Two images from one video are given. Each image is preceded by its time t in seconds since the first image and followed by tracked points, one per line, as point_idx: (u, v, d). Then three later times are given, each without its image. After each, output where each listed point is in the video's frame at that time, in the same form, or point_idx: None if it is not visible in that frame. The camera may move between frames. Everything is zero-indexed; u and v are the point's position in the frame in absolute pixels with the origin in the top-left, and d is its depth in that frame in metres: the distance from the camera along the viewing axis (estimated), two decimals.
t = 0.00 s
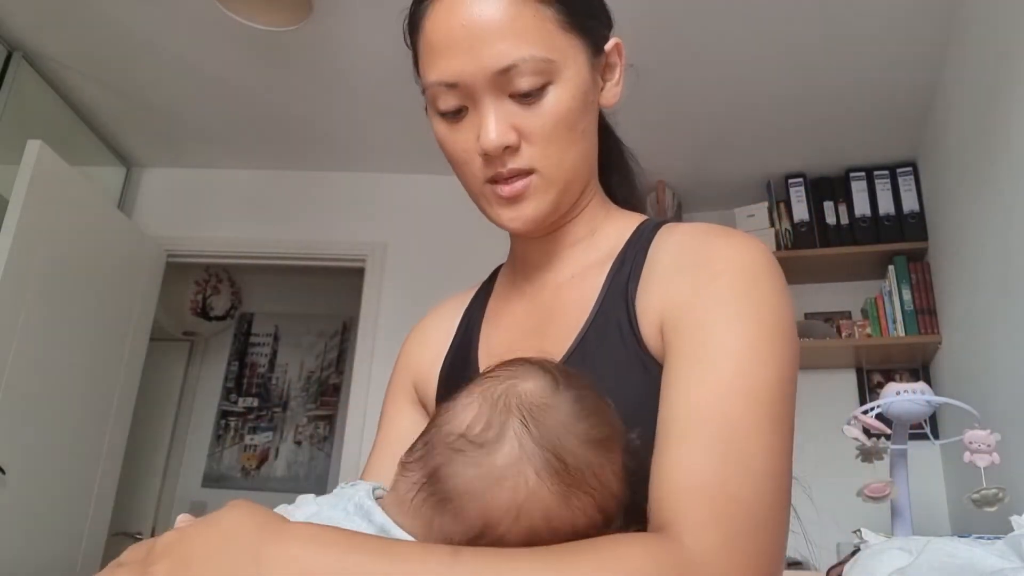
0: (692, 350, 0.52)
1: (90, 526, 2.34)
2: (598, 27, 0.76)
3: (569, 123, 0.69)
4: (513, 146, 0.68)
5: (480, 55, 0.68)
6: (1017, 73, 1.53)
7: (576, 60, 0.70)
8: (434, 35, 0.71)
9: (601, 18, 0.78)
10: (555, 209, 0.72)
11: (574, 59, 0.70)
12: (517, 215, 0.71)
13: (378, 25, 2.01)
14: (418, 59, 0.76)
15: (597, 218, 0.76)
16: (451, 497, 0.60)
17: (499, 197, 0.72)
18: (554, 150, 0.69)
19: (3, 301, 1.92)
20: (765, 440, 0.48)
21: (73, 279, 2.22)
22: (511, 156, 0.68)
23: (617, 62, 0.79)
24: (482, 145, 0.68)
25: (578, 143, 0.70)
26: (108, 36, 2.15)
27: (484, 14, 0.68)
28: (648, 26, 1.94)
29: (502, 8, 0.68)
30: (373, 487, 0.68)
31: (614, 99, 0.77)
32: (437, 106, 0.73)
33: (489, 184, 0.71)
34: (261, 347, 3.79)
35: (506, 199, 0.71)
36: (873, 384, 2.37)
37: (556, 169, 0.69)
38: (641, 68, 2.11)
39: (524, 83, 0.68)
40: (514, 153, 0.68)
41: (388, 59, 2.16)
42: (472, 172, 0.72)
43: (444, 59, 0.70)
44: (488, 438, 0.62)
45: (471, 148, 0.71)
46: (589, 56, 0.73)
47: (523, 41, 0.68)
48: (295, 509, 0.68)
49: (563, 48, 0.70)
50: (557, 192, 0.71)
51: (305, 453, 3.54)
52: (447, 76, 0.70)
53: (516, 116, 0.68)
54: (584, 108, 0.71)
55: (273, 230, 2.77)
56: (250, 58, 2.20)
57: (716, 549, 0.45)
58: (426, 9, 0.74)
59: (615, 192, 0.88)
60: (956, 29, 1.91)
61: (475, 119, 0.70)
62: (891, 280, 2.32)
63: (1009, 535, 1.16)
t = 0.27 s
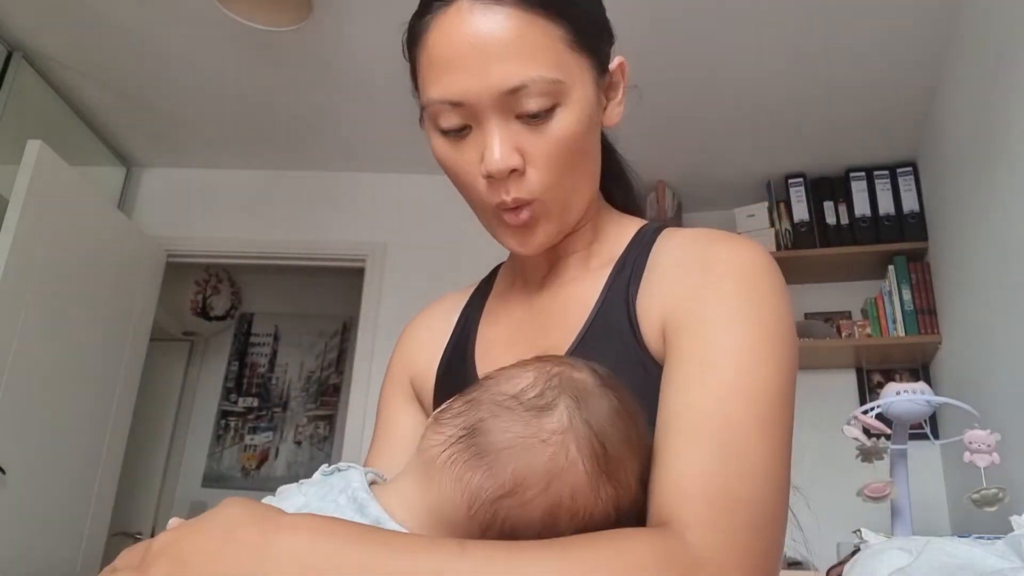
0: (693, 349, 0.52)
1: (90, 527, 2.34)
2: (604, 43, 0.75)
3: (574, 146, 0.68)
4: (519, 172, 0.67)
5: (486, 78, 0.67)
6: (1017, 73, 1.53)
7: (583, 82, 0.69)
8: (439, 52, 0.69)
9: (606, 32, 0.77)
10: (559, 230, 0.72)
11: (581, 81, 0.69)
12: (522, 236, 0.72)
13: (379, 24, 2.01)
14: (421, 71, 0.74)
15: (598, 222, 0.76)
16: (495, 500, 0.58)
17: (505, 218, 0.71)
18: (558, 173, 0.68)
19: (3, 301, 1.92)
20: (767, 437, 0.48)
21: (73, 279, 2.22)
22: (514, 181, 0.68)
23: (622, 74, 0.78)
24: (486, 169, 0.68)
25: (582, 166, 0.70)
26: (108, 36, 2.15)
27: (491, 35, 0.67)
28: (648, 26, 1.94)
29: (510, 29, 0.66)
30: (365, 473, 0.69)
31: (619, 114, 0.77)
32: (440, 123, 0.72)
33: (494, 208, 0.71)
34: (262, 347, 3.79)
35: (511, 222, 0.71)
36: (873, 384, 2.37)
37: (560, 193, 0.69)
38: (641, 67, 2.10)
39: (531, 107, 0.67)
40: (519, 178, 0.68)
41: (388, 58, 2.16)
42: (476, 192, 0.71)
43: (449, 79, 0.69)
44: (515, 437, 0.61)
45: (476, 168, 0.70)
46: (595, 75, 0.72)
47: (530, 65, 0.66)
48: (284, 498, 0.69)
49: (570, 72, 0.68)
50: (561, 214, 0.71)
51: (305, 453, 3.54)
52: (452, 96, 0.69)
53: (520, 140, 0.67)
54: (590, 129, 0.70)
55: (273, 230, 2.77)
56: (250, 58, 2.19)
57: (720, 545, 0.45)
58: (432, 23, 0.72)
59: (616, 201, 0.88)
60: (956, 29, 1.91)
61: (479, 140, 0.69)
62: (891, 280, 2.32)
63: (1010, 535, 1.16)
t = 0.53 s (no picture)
0: (695, 350, 0.53)
1: (89, 527, 2.33)
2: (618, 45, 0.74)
3: (592, 151, 0.68)
4: (538, 177, 0.66)
5: (507, 81, 0.65)
6: (1017, 73, 1.53)
7: (600, 85, 0.69)
8: (457, 52, 0.68)
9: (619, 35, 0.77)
10: (572, 235, 0.72)
11: (599, 84, 0.69)
12: (537, 240, 0.71)
13: (379, 24, 2.01)
14: (435, 73, 0.72)
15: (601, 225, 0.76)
16: (510, 521, 0.58)
17: (521, 224, 0.70)
18: (575, 178, 0.68)
19: (3, 301, 1.92)
20: (766, 438, 0.48)
21: (73, 279, 2.22)
22: (536, 188, 0.67)
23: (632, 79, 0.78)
24: (506, 174, 0.67)
25: (599, 169, 0.70)
26: (107, 36, 2.15)
27: (512, 36, 0.65)
28: (647, 26, 1.94)
29: (532, 30, 0.65)
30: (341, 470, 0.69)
31: (631, 118, 0.77)
32: (458, 125, 0.70)
33: (510, 213, 0.69)
34: (262, 348, 3.78)
35: (526, 227, 0.70)
36: (873, 384, 2.37)
37: (577, 197, 0.69)
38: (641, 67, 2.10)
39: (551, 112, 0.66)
40: (540, 185, 0.67)
41: (388, 58, 2.15)
42: (492, 197, 0.70)
43: (469, 81, 0.67)
44: (522, 455, 0.61)
45: (491, 173, 0.69)
46: (611, 78, 0.71)
47: (552, 67, 0.65)
48: (254, 492, 0.69)
49: (590, 75, 0.67)
50: (575, 219, 0.71)
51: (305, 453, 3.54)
52: (471, 99, 0.67)
53: (540, 144, 0.66)
54: (607, 133, 0.69)
55: (273, 230, 2.77)
56: (250, 58, 2.20)
57: (716, 545, 0.45)
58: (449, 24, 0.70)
59: (619, 202, 0.88)
60: (956, 29, 1.91)
61: (497, 144, 0.68)
62: (891, 280, 2.32)
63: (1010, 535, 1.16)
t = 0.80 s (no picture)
0: (707, 357, 0.53)
1: (89, 527, 2.33)
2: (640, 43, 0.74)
3: (609, 143, 0.68)
4: (554, 164, 0.66)
5: (527, 67, 0.66)
6: (1017, 73, 1.53)
7: (620, 78, 0.69)
8: (479, 40, 0.68)
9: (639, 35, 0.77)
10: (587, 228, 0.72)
11: (620, 76, 0.69)
12: (549, 231, 0.71)
13: (379, 24, 2.01)
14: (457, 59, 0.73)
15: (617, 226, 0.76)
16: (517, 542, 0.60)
17: (533, 213, 0.70)
18: (592, 169, 0.68)
19: (3, 301, 1.92)
20: (775, 448, 0.48)
21: (73, 279, 2.22)
22: (550, 175, 0.67)
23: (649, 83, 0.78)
24: (521, 161, 0.67)
25: (616, 162, 0.70)
26: (107, 36, 2.15)
27: (534, 24, 0.66)
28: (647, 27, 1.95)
29: (554, 19, 0.66)
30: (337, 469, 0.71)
31: (649, 117, 0.76)
32: (476, 112, 0.70)
33: (522, 202, 0.69)
34: (261, 347, 3.78)
35: (541, 217, 0.70)
36: (873, 384, 2.37)
37: (594, 188, 0.68)
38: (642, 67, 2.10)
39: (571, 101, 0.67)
40: (554, 171, 0.67)
41: (387, 58, 2.15)
42: (505, 184, 0.70)
43: (489, 67, 0.68)
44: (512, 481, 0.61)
45: (507, 160, 0.69)
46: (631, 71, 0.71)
47: (573, 55, 0.66)
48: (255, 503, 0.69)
49: (610, 66, 0.68)
50: (588, 213, 0.70)
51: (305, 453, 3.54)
52: (490, 84, 0.68)
53: (558, 132, 0.67)
54: (624, 126, 0.69)
55: (273, 230, 2.77)
56: (250, 58, 2.20)
57: (720, 551, 0.45)
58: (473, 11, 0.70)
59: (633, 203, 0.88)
60: (955, 29, 1.91)
61: (514, 131, 0.68)
62: (891, 280, 2.32)
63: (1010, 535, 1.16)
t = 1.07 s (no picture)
0: (722, 355, 0.52)
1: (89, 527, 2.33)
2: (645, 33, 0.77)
3: (613, 114, 0.69)
4: (557, 127, 0.67)
5: (531, 35, 0.68)
6: (1017, 73, 1.53)
7: (623, 55, 0.71)
8: (486, 13, 0.71)
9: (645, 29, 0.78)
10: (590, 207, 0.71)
11: (623, 54, 0.71)
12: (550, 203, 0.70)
13: (379, 24, 2.01)
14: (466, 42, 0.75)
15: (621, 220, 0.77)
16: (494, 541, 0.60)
17: (535, 182, 0.70)
18: (596, 139, 0.68)
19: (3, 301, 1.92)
20: (792, 449, 0.48)
21: (73, 279, 2.22)
22: (551, 137, 0.67)
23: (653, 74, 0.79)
24: (524, 124, 0.68)
25: (620, 137, 0.70)
26: (107, 36, 2.15)
27: None
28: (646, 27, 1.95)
29: None
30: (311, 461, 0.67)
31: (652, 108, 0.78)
32: (480, 82, 0.72)
33: (523, 167, 0.69)
34: (262, 348, 3.78)
35: (543, 187, 0.69)
36: (873, 384, 2.37)
37: (597, 159, 0.68)
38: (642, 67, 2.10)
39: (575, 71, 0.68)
40: (556, 134, 0.67)
41: (387, 58, 2.15)
42: (507, 151, 0.70)
43: (495, 35, 0.70)
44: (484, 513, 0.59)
45: (509, 129, 0.70)
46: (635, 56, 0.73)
47: (576, 25, 0.68)
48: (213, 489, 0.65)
49: (612, 42, 0.70)
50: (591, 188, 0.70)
51: (305, 454, 3.54)
52: (496, 51, 0.70)
53: (561, 98, 0.68)
54: (628, 103, 0.70)
55: (273, 230, 2.77)
56: (250, 58, 2.20)
57: (745, 551, 0.44)
58: None
59: (641, 201, 0.88)
60: (956, 29, 1.91)
61: (517, 97, 0.69)
62: (891, 280, 2.32)
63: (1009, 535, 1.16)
